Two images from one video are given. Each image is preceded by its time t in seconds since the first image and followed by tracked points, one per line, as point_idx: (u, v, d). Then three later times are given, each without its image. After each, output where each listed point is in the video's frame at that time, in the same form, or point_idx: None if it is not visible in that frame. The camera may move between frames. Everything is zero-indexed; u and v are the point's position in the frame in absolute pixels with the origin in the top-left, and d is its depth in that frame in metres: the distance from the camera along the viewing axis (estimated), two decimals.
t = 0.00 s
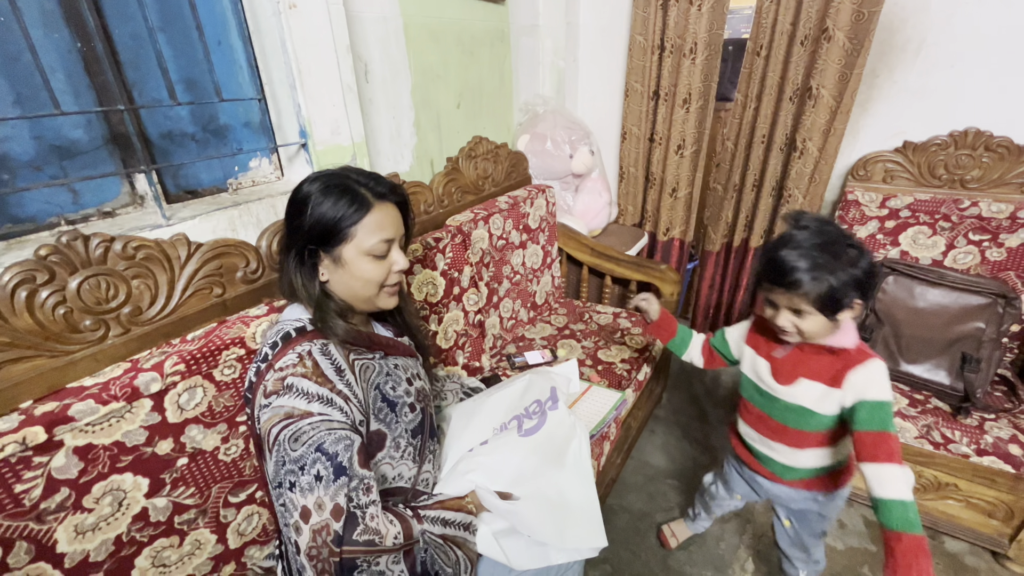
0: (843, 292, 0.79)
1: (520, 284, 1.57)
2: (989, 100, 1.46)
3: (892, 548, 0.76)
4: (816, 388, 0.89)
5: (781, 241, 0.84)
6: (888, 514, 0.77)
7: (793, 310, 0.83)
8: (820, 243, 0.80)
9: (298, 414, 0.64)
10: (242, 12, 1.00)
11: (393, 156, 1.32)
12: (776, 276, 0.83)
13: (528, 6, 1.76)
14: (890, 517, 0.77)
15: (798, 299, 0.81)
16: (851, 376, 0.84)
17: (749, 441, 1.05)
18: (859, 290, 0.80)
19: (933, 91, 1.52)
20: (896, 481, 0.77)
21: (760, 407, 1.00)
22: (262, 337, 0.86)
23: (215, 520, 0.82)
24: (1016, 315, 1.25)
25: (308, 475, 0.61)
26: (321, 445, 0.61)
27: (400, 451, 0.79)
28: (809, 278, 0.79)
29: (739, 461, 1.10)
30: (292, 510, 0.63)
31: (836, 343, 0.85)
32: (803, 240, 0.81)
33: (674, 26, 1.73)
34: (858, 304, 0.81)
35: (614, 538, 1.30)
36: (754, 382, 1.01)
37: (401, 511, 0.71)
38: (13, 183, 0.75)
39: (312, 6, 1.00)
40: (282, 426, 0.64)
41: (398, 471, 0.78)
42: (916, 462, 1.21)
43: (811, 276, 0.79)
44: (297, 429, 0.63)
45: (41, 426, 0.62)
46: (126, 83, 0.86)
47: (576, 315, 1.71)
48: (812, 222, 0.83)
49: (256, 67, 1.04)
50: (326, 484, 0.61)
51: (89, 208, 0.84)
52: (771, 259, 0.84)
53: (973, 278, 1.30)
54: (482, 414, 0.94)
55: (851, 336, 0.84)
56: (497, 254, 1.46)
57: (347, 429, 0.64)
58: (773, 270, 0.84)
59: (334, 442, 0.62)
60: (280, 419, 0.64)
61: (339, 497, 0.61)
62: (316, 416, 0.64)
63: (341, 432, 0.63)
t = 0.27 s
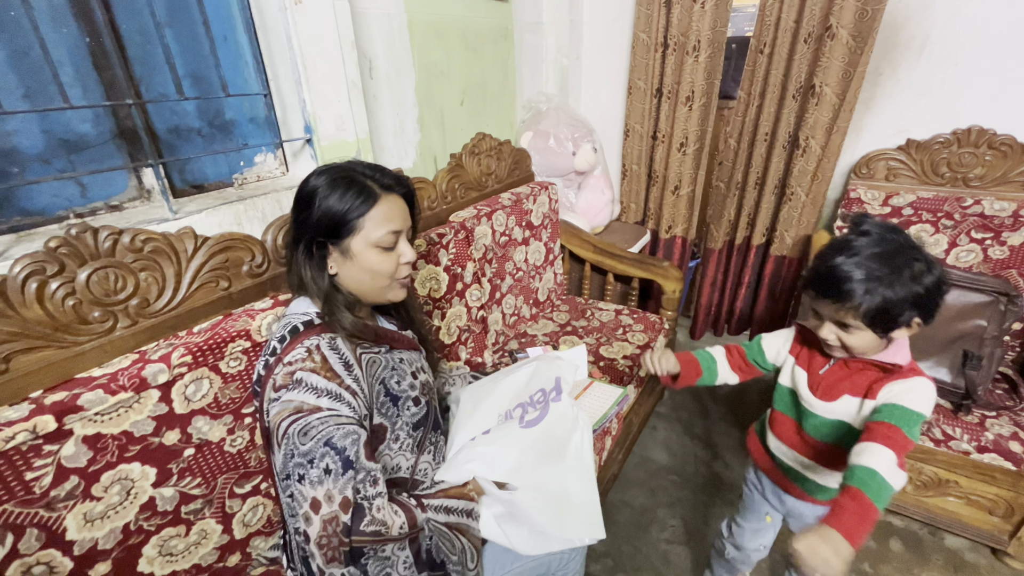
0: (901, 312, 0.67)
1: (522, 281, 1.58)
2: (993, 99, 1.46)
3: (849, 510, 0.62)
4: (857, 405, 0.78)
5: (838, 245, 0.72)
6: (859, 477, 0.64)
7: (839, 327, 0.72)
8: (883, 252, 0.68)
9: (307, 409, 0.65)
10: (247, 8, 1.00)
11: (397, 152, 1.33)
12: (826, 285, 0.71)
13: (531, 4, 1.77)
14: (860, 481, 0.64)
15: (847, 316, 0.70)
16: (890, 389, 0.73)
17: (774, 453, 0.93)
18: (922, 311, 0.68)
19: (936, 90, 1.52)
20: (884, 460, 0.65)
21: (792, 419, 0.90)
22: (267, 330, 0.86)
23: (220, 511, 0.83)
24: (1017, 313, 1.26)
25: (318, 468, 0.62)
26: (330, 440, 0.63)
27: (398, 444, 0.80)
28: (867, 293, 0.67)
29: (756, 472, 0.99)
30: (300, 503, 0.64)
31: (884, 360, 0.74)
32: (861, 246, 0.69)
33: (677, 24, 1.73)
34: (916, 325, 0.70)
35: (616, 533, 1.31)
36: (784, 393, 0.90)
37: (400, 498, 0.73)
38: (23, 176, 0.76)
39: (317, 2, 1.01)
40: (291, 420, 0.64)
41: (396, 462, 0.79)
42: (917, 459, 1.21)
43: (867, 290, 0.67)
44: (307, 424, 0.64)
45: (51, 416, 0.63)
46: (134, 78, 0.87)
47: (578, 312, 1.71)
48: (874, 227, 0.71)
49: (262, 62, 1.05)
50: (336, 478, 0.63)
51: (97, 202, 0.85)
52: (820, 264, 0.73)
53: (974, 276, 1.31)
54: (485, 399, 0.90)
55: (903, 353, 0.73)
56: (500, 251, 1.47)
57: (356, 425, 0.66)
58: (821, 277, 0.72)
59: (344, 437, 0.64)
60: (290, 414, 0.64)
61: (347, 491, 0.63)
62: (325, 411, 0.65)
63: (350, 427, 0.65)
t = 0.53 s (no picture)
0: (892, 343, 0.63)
1: (523, 278, 1.58)
2: (995, 97, 1.46)
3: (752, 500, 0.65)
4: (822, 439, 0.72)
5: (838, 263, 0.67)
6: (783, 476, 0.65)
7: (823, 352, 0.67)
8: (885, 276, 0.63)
9: (310, 404, 0.65)
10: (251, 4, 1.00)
11: (399, 149, 1.33)
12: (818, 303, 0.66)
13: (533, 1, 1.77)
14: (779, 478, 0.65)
15: (834, 341, 0.65)
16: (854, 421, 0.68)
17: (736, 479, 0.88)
18: (913, 345, 0.64)
19: (938, 88, 1.52)
20: (816, 461, 0.64)
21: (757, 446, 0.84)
22: (270, 325, 0.87)
23: (224, 504, 0.83)
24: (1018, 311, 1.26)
25: (318, 463, 0.63)
26: (332, 436, 0.63)
27: (399, 438, 0.80)
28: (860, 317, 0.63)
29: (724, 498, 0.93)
30: (301, 496, 0.65)
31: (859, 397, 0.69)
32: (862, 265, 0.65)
33: (679, 21, 1.73)
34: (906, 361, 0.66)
35: (616, 529, 1.31)
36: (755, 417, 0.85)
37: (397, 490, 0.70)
38: (28, 171, 0.76)
39: None
40: (295, 415, 0.65)
41: (397, 456, 0.79)
42: (916, 456, 1.22)
43: (858, 314, 0.63)
44: (310, 419, 0.64)
45: (57, 408, 0.64)
46: (138, 74, 0.88)
47: (579, 309, 1.71)
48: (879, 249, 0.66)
49: (265, 59, 1.05)
50: (335, 473, 0.63)
51: (101, 197, 0.86)
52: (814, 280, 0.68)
53: (976, 274, 1.31)
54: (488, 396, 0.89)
55: (881, 390, 0.68)
56: (501, 248, 1.47)
57: (358, 421, 0.66)
58: (815, 295, 0.67)
59: (345, 433, 0.64)
60: (293, 409, 0.65)
61: (347, 487, 0.63)
62: (328, 407, 0.65)
63: (352, 424, 0.65)
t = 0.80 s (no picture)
0: (899, 397, 0.53)
1: (522, 279, 1.58)
2: (992, 99, 1.46)
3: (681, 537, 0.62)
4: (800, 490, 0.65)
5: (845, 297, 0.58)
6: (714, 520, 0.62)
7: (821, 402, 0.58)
8: (901, 318, 0.53)
9: (307, 407, 0.65)
10: (250, 6, 1.01)
11: (398, 150, 1.33)
12: (816, 344, 0.57)
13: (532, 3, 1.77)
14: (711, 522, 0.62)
15: (831, 387, 0.56)
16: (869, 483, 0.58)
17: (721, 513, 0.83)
18: (925, 403, 0.54)
19: (936, 90, 1.52)
20: (751, 514, 0.60)
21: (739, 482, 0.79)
22: (269, 327, 0.87)
23: (222, 506, 0.83)
24: (1015, 313, 1.27)
25: (313, 467, 0.63)
26: (327, 440, 0.63)
27: (398, 441, 0.80)
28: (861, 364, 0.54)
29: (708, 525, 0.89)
30: (292, 499, 0.64)
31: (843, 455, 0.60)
32: (873, 301, 0.55)
33: (678, 23, 1.73)
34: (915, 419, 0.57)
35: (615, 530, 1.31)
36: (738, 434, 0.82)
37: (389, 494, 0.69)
38: (27, 173, 0.76)
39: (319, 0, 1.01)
40: (290, 418, 0.65)
41: (395, 458, 0.80)
42: (913, 457, 1.23)
43: (859, 357, 0.54)
44: (305, 423, 0.64)
45: (55, 410, 0.64)
46: (137, 76, 0.88)
47: (578, 310, 1.71)
48: (895, 282, 0.57)
49: (264, 60, 1.05)
50: (328, 477, 0.63)
51: (100, 199, 0.86)
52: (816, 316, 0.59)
53: (973, 276, 1.32)
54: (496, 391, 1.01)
55: (874, 452, 0.58)
56: (500, 249, 1.47)
57: (354, 426, 0.66)
58: (814, 332, 0.58)
59: (340, 437, 0.64)
60: (289, 412, 0.66)
61: (341, 490, 0.63)
62: (324, 411, 0.65)
63: (348, 428, 0.65)
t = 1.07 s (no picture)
0: (858, 463, 0.52)
1: (519, 282, 1.58)
2: (986, 102, 1.47)
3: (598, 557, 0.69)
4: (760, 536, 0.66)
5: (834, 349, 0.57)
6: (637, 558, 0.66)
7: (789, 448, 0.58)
8: (880, 378, 0.52)
9: (293, 411, 0.65)
10: (245, 9, 1.00)
11: (395, 153, 1.33)
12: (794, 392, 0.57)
13: (529, 5, 1.77)
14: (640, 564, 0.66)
15: (796, 434, 0.56)
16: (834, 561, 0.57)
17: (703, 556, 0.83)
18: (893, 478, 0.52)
19: (930, 93, 1.53)
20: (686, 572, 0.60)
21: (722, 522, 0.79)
22: (263, 331, 0.87)
23: (216, 512, 0.83)
24: (1011, 315, 1.27)
25: (296, 471, 0.62)
26: (312, 444, 0.63)
27: (393, 446, 0.80)
28: (829, 420, 0.53)
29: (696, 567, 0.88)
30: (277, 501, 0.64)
31: (807, 522, 0.58)
32: (859, 357, 0.54)
33: (674, 26, 1.74)
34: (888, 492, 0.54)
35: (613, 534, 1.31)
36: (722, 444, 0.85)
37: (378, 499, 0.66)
38: (19, 176, 0.76)
39: (314, 3, 1.01)
40: (276, 422, 0.65)
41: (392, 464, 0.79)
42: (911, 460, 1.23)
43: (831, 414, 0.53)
44: (290, 426, 0.64)
45: (47, 416, 0.63)
46: (131, 79, 0.87)
47: (575, 312, 1.71)
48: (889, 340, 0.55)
49: (259, 63, 1.05)
50: (311, 482, 0.62)
51: (93, 202, 0.85)
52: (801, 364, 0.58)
53: (968, 279, 1.32)
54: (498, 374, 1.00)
55: (837, 519, 0.57)
56: (497, 252, 1.47)
57: (341, 431, 0.65)
58: (796, 381, 0.58)
59: (325, 442, 0.63)
60: (275, 415, 0.65)
61: (324, 496, 0.63)
62: (310, 415, 0.65)
63: (335, 434, 0.65)
